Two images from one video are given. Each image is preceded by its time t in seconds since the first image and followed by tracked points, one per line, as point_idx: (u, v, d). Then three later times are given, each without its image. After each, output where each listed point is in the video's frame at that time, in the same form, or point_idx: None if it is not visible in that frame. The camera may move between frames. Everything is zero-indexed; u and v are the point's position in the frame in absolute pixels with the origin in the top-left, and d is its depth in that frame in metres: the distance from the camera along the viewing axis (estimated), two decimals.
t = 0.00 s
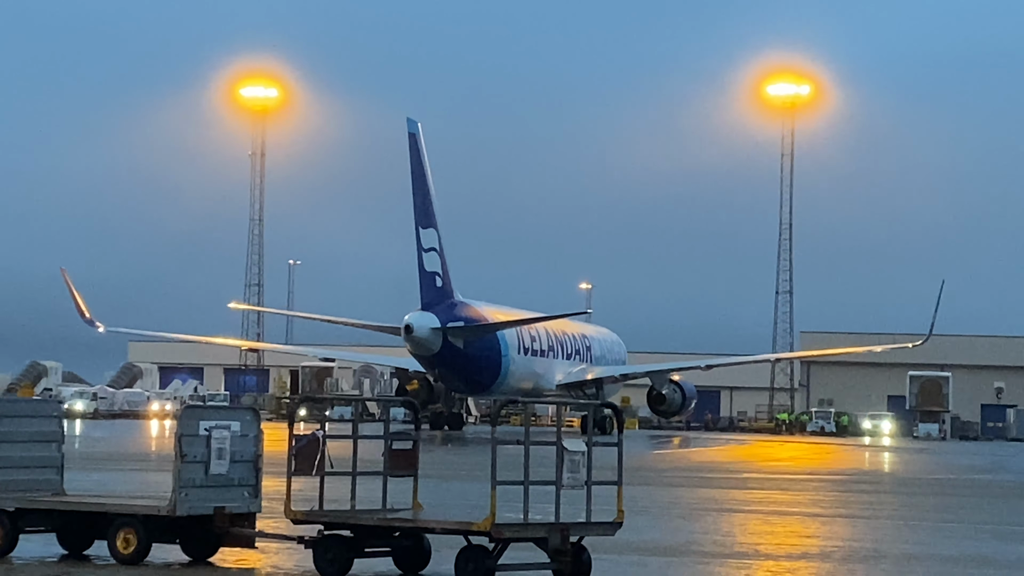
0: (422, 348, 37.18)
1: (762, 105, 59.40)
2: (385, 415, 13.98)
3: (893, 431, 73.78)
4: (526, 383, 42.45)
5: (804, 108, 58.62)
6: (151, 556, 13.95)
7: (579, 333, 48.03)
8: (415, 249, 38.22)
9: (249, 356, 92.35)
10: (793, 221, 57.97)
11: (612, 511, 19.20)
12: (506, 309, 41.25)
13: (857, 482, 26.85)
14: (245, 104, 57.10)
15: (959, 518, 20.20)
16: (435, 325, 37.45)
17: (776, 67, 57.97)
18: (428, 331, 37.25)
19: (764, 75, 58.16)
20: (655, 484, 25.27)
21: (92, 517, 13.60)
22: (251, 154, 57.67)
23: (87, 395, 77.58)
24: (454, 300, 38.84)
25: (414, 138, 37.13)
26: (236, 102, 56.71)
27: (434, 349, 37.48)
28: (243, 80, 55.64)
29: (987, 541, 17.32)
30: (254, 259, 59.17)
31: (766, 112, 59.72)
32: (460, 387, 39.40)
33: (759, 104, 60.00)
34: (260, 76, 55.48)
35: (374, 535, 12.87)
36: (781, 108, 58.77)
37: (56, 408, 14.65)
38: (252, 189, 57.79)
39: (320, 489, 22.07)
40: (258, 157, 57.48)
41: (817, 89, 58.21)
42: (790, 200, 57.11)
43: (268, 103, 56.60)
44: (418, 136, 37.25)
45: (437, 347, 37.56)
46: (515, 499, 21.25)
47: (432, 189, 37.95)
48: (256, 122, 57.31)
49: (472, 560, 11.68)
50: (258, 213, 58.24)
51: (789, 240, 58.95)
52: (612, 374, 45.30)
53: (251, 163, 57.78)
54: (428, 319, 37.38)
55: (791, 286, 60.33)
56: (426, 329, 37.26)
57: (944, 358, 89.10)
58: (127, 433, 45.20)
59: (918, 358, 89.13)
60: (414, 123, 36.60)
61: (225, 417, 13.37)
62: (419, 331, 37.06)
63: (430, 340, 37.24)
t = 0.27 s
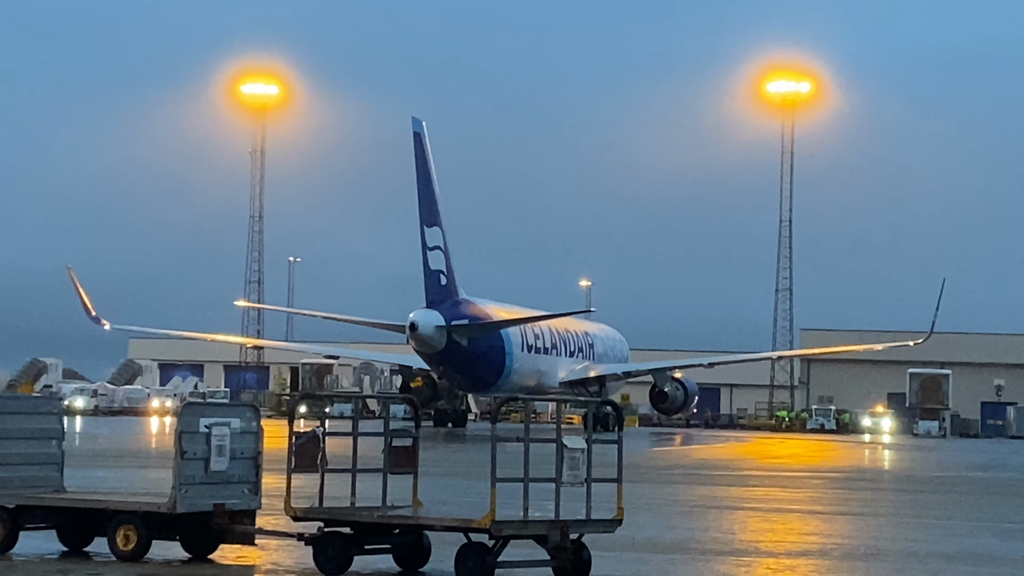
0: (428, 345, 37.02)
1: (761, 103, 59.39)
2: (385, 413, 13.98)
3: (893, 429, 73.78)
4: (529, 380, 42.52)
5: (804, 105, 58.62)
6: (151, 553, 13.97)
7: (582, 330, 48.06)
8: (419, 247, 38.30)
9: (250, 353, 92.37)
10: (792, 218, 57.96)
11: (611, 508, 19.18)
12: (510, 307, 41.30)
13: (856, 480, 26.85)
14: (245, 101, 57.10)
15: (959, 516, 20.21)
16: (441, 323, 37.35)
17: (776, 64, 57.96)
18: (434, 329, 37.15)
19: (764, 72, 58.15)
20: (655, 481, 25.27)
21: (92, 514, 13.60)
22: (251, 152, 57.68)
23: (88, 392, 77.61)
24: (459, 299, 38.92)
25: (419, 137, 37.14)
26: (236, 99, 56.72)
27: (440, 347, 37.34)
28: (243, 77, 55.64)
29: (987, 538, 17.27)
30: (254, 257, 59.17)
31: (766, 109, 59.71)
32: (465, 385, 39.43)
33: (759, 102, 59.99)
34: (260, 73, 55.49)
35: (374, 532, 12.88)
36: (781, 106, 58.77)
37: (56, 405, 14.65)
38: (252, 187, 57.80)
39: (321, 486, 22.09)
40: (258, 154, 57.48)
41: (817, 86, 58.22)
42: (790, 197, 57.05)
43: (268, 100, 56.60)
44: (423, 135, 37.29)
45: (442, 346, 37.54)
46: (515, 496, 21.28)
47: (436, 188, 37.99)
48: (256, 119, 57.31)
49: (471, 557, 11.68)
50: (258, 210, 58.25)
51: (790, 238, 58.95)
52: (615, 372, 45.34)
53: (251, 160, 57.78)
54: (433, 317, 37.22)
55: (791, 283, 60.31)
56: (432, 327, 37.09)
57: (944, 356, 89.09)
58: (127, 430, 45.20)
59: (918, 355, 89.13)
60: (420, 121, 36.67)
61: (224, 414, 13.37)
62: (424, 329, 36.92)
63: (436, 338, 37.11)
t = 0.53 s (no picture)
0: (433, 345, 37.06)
1: (762, 102, 59.39)
2: (385, 411, 13.96)
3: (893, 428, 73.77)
4: (532, 379, 42.56)
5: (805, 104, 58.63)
6: (151, 551, 13.95)
7: (585, 329, 48.08)
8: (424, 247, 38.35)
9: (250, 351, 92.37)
10: (793, 217, 57.97)
11: (611, 507, 19.17)
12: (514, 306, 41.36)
13: (857, 478, 26.85)
14: (245, 99, 57.10)
15: (960, 515, 20.21)
16: (446, 322, 37.33)
17: (777, 63, 57.97)
18: (439, 328, 37.15)
19: (765, 70, 58.14)
20: (654, 479, 25.27)
21: (92, 512, 13.59)
22: (252, 149, 57.68)
23: (87, 389, 77.61)
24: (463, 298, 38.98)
25: (424, 137, 37.12)
26: (237, 97, 56.73)
27: (444, 345, 37.35)
28: (244, 75, 55.65)
29: (988, 537, 17.27)
30: (254, 255, 59.18)
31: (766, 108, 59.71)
32: (471, 384, 39.50)
33: (759, 100, 60.00)
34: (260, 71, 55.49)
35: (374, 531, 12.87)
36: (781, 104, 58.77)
37: (55, 403, 14.63)
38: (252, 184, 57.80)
39: (321, 485, 22.09)
40: (259, 152, 57.49)
41: (818, 85, 58.22)
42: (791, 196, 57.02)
43: (269, 98, 56.61)
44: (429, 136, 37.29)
45: (447, 345, 37.53)
46: (515, 494, 21.28)
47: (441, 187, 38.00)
48: (256, 117, 57.30)
49: (471, 556, 11.67)
50: (258, 208, 58.25)
51: (791, 237, 58.97)
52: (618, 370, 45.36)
53: (252, 158, 57.83)
54: (437, 316, 37.23)
55: (791, 282, 60.30)
56: (436, 326, 37.12)
57: (945, 355, 89.11)
58: (127, 428, 45.21)
59: (919, 354, 89.14)
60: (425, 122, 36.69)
61: (225, 413, 13.36)
62: (429, 328, 36.93)
63: (440, 337, 37.13)
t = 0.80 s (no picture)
0: (437, 344, 37.09)
1: (762, 100, 59.38)
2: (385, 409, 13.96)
3: (893, 426, 73.76)
4: (535, 377, 42.60)
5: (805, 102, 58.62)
6: (151, 549, 13.96)
7: (588, 328, 48.09)
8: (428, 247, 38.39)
9: (250, 349, 92.40)
10: (793, 215, 57.96)
11: (610, 505, 19.17)
12: (517, 305, 41.42)
13: (857, 477, 26.85)
14: (245, 98, 57.13)
15: (961, 513, 20.21)
16: (449, 322, 37.33)
17: (777, 61, 57.96)
18: (443, 327, 37.14)
19: (765, 69, 58.14)
20: (654, 478, 25.28)
21: (92, 510, 13.59)
22: (252, 148, 57.70)
23: (88, 388, 77.66)
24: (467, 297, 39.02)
25: (428, 138, 37.15)
26: (236, 95, 56.75)
27: (448, 344, 37.34)
28: (244, 73, 55.67)
29: (987, 535, 17.28)
30: (254, 253, 59.20)
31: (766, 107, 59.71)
32: (474, 383, 39.53)
33: (760, 99, 59.99)
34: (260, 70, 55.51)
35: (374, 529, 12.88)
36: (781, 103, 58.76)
37: (55, 401, 14.63)
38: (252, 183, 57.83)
39: (321, 483, 22.10)
40: (258, 150, 57.51)
41: (818, 83, 58.22)
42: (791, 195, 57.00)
43: (269, 96, 56.62)
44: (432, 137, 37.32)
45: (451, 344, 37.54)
46: (515, 493, 21.31)
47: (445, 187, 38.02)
48: (256, 115, 57.31)
49: (471, 554, 11.67)
50: (259, 207, 58.26)
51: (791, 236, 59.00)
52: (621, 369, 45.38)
53: (251, 156, 57.82)
54: (441, 315, 37.20)
55: (791, 281, 60.31)
56: (440, 325, 37.10)
57: (945, 353, 89.10)
58: (126, 427, 45.25)
59: (919, 353, 89.15)
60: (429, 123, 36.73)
61: (224, 411, 13.37)
62: (433, 327, 36.91)
63: (445, 335, 37.11)
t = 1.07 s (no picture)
0: (442, 343, 37.08)
1: (763, 100, 59.36)
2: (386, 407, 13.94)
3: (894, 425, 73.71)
4: (539, 376, 42.62)
5: (806, 101, 58.61)
6: (152, 547, 13.95)
7: (591, 327, 48.09)
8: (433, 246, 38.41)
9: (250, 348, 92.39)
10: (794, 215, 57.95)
11: (611, 504, 19.18)
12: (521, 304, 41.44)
13: (857, 476, 26.87)
14: (246, 96, 57.09)
15: (962, 512, 20.21)
16: (453, 320, 37.36)
17: (778, 60, 57.95)
18: (447, 326, 37.13)
19: (766, 68, 58.14)
20: (654, 477, 25.29)
21: (94, 509, 13.59)
22: (252, 146, 57.67)
23: (88, 386, 77.67)
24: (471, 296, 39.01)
25: (433, 138, 37.17)
26: (237, 93, 56.72)
27: (452, 343, 37.32)
28: (245, 71, 55.64)
29: (989, 534, 17.28)
30: (255, 252, 59.18)
31: (767, 105, 59.67)
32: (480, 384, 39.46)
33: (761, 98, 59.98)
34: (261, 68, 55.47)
35: (375, 528, 12.88)
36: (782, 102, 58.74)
37: (56, 400, 14.63)
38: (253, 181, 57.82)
39: (321, 482, 22.08)
40: (259, 148, 57.47)
41: (819, 82, 58.19)
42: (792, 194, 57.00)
43: (270, 94, 56.58)
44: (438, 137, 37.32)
45: (456, 343, 37.51)
46: (516, 492, 21.30)
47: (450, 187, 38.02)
48: (257, 114, 57.26)
49: (473, 553, 11.66)
50: (259, 205, 58.22)
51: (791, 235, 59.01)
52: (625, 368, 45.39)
53: (252, 155, 57.79)
54: (446, 314, 37.21)
55: (792, 280, 60.31)
56: (445, 324, 37.11)
57: (945, 352, 89.14)
58: (127, 425, 45.28)
59: (920, 352, 89.16)
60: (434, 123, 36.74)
61: (225, 409, 13.37)
62: (438, 327, 36.92)
63: (449, 335, 37.12)
